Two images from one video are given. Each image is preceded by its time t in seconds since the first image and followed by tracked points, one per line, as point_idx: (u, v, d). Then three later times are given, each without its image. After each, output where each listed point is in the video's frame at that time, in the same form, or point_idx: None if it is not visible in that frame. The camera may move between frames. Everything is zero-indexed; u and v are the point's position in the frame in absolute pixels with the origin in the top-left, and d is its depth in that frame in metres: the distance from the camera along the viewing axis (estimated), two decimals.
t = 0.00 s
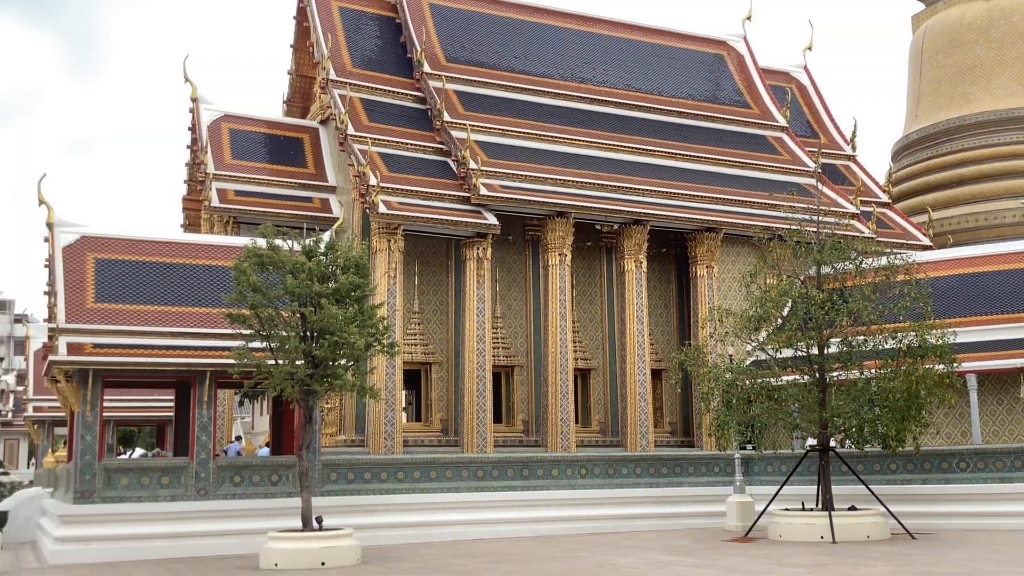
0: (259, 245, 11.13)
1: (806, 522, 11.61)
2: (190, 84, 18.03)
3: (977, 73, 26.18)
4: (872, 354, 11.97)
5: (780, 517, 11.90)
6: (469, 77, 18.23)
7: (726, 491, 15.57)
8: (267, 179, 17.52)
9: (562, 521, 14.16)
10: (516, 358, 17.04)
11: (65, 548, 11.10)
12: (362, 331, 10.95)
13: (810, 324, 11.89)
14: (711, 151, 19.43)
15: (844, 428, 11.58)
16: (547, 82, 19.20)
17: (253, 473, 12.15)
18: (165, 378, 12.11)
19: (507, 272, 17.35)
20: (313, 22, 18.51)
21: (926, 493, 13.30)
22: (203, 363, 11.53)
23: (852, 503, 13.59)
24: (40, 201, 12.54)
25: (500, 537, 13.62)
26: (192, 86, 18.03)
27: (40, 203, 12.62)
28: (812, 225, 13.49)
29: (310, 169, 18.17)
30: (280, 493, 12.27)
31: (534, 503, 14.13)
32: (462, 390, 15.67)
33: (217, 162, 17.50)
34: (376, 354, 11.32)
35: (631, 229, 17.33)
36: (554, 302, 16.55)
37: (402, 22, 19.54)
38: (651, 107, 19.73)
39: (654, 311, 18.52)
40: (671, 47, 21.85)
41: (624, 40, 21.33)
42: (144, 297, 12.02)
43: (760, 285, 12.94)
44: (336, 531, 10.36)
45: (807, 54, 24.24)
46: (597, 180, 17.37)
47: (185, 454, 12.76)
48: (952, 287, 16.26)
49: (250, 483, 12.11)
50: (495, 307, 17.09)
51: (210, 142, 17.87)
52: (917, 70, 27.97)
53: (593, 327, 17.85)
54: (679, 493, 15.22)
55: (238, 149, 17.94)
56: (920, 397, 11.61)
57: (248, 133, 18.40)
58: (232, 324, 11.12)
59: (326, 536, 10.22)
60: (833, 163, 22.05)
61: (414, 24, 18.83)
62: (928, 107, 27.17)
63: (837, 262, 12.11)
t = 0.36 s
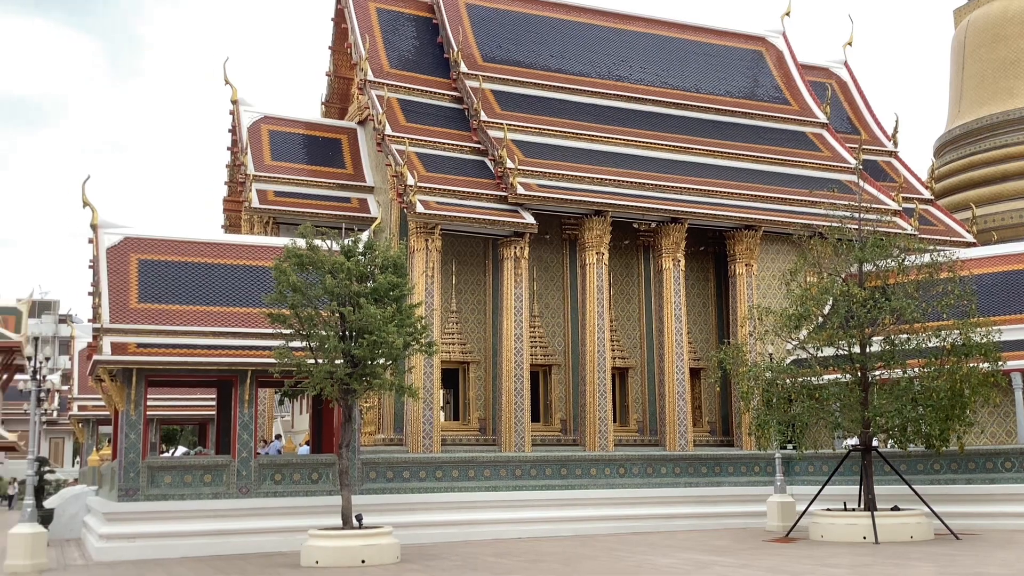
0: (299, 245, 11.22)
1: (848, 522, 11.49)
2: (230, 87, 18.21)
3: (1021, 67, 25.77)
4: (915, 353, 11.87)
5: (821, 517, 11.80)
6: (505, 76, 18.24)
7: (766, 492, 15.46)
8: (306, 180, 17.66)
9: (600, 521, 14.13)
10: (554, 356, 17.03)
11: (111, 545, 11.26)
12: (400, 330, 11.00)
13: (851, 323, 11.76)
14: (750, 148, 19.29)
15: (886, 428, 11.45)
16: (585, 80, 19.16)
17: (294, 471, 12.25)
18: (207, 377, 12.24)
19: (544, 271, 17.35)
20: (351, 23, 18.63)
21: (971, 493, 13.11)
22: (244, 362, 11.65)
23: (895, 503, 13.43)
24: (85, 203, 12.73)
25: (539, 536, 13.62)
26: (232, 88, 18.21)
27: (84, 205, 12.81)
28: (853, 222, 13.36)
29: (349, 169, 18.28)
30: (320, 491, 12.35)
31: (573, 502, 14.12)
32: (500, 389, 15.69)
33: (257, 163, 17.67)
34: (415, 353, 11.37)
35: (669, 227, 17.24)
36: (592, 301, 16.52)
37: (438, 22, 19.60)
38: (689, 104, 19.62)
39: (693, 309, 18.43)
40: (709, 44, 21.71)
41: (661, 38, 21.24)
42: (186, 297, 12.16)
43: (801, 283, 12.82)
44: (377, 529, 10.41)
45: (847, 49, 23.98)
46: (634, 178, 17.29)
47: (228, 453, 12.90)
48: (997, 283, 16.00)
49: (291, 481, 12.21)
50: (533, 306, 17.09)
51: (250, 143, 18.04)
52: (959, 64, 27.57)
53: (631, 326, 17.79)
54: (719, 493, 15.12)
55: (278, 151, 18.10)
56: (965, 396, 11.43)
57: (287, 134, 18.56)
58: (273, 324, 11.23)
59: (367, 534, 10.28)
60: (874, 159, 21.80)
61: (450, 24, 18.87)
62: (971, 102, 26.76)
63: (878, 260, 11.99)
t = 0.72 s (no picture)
0: (331, 245, 11.27)
1: (884, 522, 11.37)
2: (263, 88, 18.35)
3: None
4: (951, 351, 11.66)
5: (857, 517, 11.68)
6: (536, 75, 18.23)
7: (800, 491, 15.34)
8: (338, 180, 17.76)
9: (633, 520, 14.08)
10: (586, 355, 17.00)
11: (147, 542, 11.38)
12: (432, 329, 11.03)
13: (887, 321, 11.64)
14: (782, 145, 19.14)
15: (923, 427, 11.32)
16: (615, 78, 19.10)
17: (327, 470, 12.31)
18: (241, 376, 12.34)
19: (575, 269, 17.32)
20: (382, 23, 18.70)
21: (1009, 493, 12.94)
22: (278, 361, 11.74)
23: (932, 503, 13.29)
24: (121, 204, 12.89)
25: (571, 535, 13.60)
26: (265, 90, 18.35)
27: (121, 206, 12.97)
28: (888, 219, 13.24)
29: (380, 169, 18.34)
30: (353, 489, 12.40)
31: (605, 501, 14.09)
32: (531, 388, 15.68)
33: (290, 164, 17.79)
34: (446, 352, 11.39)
35: (700, 225, 17.15)
36: (623, 300, 16.45)
37: (469, 21, 19.62)
38: (721, 102, 19.50)
39: (725, 308, 18.33)
40: (741, 40, 21.57)
41: (693, 35, 21.13)
42: (221, 297, 12.27)
43: (836, 281, 12.71)
44: (409, 528, 10.43)
45: (881, 44, 23.73)
46: (666, 176, 17.20)
47: (261, 452, 13.00)
48: None
49: (324, 479, 12.28)
50: (564, 305, 17.07)
51: (283, 144, 18.17)
52: (997, 59, 27.21)
53: (662, 325, 17.73)
54: (752, 493, 15.02)
55: (310, 151, 18.21)
56: (1003, 395, 11.29)
57: (320, 135, 18.67)
58: (305, 323, 11.29)
59: (400, 532, 10.31)
60: (910, 156, 21.56)
61: (481, 23, 18.89)
62: (1008, 98, 26.38)
63: (914, 257, 11.87)
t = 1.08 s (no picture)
0: (355, 245, 11.31)
1: (911, 523, 11.27)
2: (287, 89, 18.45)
3: None
4: (979, 350, 11.70)
5: (884, 517, 11.58)
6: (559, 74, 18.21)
7: (827, 492, 15.23)
8: (361, 180, 17.81)
9: (657, 520, 14.04)
10: (609, 354, 16.97)
11: (174, 540, 11.48)
12: (456, 329, 11.03)
13: (914, 320, 11.54)
14: (807, 143, 19.02)
15: (950, 427, 11.21)
16: (638, 77, 19.05)
17: (352, 468, 12.36)
18: (265, 376, 12.40)
19: (599, 269, 17.29)
20: (405, 23, 18.74)
21: None
22: (302, 361, 11.79)
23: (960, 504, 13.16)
24: (148, 205, 12.99)
25: (595, 535, 13.58)
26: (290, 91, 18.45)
27: (147, 207, 13.08)
28: (915, 217, 13.12)
29: (404, 169, 18.38)
30: (378, 488, 12.43)
31: (630, 501, 14.06)
32: (555, 387, 15.65)
33: (314, 164, 17.86)
34: (469, 351, 11.41)
35: (724, 224, 17.07)
36: (647, 299, 16.41)
37: (492, 21, 19.64)
38: (745, 100, 19.40)
39: (749, 306, 18.24)
40: (766, 38, 21.46)
41: (716, 32, 21.04)
42: (246, 297, 12.34)
43: (862, 279, 12.60)
44: (434, 526, 10.44)
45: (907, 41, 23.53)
46: (689, 175, 17.13)
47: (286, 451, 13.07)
48: None
49: (349, 478, 12.32)
50: (587, 304, 17.04)
51: (307, 144, 18.25)
52: None
53: (686, 324, 17.67)
54: (777, 493, 14.93)
55: (334, 151, 18.28)
56: None
57: (344, 135, 18.74)
58: (330, 323, 11.34)
59: (425, 531, 10.33)
60: (936, 153, 21.37)
61: (504, 23, 18.89)
62: None
63: (942, 256, 11.75)
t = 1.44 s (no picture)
0: (371, 245, 11.34)
1: (930, 523, 11.21)
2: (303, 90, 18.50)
3: None
4: (998, 350, 11.57)
5: (901, 517, 11.52)
6: (574, 73, 18.20)
7: (844, 492, 15.17)
8: (377, 180, 17.85)
9: (673, 519, 14.01)
10: (625, 354, 16.94)
11: (191, 539, 11.53)
12: (472, 328, 11.04)
13: (932, 319, 11.49)
14: (824, 142, 18.94)
15: (969, 427, 11.15)
16: (654, 76, 19.01)
17: (368, 468, 12.38)
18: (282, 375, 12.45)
19: (615, 269, 17.26)
20: (421, 23, 18.77)
21: None
22: (319, 361, 11.82)
23: (978, 504, 13.09)
24: (165, 205, 13.07)
25: (611, 535, 13.57)
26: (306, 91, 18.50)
27: (165, 208, 13.14)
28: (933, 215, 13.03)
29: (419, 169, 18.41)
30: (394, 488, 12.45)
31: (646, 501, 14.04)
32: (571, 387, 15.65)
33: (330, 164, 17.90)
34: (485, 351, 11.42)
35: (741, 223, 17.03)
36: (663, 298, 16.37)
37: (507, 21, 19.64)
38: (761, 98, 19.33)
39: (766, 306, 18.17)
40: (782, 36, 21.38)
41: (732, 31, 20.97)
42: (263, 297, 12.39)
43: (879, 279, 12.54)
44: (450, 526, 10.45)
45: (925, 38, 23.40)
46: (705, 174, 17.08)
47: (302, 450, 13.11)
48: None
49: (365, 477, 12.35)
50: (603, 304, 17.02)
51: (323, 145, 18.30)
52: None
53: (703, 323, 17.62)
54: (795, 493, 14.87)
55: (350, 151, 18.32)
56: None
57: (359, 135, 18.78)
58: (346, 323, 11.37)
59: (441, 531, 10.34)
60: (954, 151, 21.24)
61: (519, 22, 18.89)
62: None
63: (960, 255, 11.68)
